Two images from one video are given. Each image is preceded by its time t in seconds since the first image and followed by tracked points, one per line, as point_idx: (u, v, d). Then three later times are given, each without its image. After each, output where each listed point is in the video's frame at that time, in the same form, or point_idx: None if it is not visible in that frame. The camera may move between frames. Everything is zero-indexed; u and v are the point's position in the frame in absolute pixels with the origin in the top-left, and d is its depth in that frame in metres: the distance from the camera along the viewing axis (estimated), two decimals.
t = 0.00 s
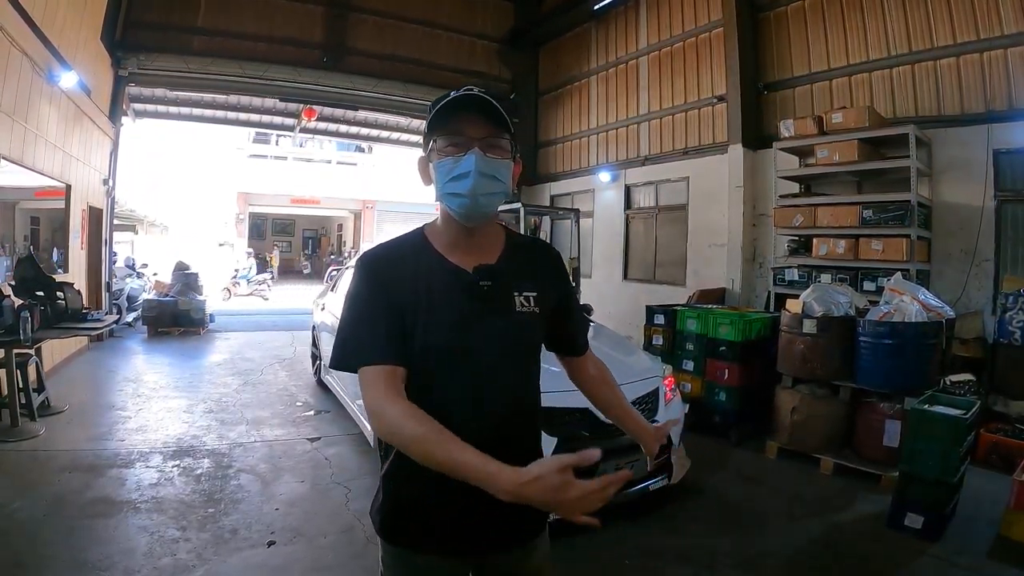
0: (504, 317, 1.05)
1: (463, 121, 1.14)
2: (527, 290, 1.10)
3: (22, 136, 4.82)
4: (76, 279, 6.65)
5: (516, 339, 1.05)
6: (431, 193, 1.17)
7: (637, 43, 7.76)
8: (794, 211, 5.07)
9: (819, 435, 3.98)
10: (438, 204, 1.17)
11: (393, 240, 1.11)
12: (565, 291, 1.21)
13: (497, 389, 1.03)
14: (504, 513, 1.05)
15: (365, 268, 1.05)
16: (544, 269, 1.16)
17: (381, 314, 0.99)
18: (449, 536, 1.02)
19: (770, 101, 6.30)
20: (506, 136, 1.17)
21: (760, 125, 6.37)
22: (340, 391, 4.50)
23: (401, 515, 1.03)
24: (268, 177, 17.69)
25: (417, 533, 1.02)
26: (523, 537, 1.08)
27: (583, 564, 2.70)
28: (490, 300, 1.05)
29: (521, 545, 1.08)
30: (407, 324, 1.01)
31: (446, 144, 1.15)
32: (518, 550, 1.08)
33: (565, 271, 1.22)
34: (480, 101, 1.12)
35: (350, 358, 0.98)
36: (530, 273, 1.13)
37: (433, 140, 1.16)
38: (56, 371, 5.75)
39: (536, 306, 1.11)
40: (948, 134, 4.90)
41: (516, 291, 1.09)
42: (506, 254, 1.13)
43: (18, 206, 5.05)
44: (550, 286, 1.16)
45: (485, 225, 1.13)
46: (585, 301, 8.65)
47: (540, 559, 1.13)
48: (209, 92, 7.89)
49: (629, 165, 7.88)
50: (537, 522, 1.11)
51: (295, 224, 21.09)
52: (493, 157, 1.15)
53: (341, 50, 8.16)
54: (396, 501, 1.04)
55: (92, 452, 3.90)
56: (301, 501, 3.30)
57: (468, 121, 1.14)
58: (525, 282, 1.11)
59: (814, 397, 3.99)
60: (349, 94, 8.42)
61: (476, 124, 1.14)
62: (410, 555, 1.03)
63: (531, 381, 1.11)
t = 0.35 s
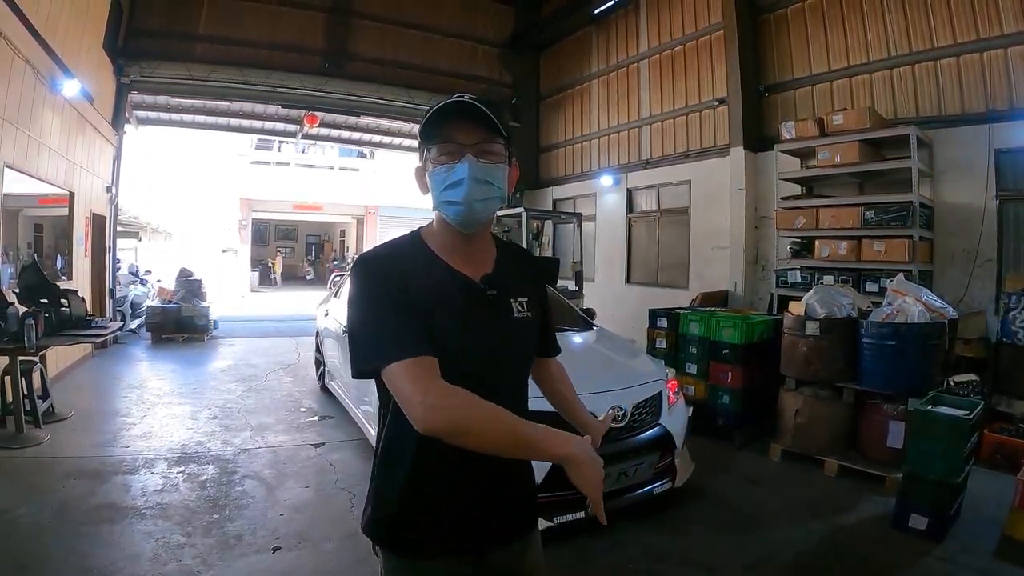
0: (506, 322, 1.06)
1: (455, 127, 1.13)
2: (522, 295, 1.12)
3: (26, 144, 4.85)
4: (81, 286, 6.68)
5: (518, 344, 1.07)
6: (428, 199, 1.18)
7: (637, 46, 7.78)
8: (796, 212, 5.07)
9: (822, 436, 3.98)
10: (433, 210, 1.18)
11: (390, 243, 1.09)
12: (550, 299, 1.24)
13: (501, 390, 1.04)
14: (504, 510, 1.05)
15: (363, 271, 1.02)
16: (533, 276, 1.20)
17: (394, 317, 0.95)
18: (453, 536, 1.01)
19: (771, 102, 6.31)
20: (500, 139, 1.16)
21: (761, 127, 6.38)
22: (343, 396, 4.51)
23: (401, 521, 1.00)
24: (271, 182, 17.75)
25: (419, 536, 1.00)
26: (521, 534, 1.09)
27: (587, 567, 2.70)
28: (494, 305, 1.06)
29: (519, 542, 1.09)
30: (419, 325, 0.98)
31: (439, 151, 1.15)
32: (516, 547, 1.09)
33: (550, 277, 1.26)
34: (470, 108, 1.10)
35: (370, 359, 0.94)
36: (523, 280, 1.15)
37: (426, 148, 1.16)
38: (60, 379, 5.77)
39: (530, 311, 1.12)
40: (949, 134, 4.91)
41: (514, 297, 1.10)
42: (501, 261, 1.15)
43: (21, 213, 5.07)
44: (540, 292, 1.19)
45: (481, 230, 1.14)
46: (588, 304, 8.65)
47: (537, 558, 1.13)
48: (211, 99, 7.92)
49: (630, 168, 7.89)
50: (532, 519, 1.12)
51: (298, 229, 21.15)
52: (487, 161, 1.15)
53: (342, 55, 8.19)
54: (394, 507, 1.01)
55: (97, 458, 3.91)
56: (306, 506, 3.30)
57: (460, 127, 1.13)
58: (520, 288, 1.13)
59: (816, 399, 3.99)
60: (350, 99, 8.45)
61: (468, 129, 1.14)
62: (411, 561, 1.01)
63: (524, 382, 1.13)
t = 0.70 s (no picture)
0: (511, 324, 1.08)
1: (488, 134, 1.14)
2: (530, 299, 1.13)
3: (31, 140, 4.86)
4: (85, 281, 6.70)
5: (524, 346, 1.08)
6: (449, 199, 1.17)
7: (643, 48, 7.78)
8: (800, 216, 5.08)
9: (823, 439, 3.99)
10: (453, 210, 1.18)
11: (399, 242, 1.08)
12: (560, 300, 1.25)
13: (503, 392, 1.05)
14: (507, 508, 1.06)
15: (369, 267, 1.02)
16: (543, 280, 1.21)
17: (391, 319, 0.97)
18: (454, 535, 1.02)
19: (776, 105, 6.30)
20: (528, 153, 1.18)
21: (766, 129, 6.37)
22: (345, 394, 4.52)
23: (404, 518, 1.01)
24: (275, 180, 17.79)
25: (421, 533, 1.01)
26: (523, 532, 1.09)
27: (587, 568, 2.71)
28: (499, 307, 1.07)
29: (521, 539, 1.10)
30: (415, 328, 0.99)
31: (468, 154, 1.15)
32: (519, 544, 1.10)
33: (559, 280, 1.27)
34: (508, 119, 1.11)
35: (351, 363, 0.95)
36: (532, 283, 1.16)
37: (456, 148, 1.16)
38: (64, 373, 5.79)
39: (536, 314, 1.14)
40: (954, 139, 4.90)
41: (521, 300, 1.11)
42: (508, 265, 1.15)
43: (26, 208, 5.08)
44: (544, 296, 1.20)
45: (497, 238, 1.15)
46: (591, 305, 8.66)
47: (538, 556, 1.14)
48: (216, 96, 7.94)
49: (635, 169, 7.89)
50: (535, 517, 1.13)
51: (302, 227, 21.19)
52: (513, 173, 1.16)
53: (347, 53, 8.20)
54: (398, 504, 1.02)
55: (100, 453, 3.92)
56: (307, 503, 3.31)
57: (493, 136, 1.14)
58: (525, 290, 1.14)
59: (818, 402, 4.01)
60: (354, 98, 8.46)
61: (501, 139, 1.15)
62: (413, 557, 1.02)
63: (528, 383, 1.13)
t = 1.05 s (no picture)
0: (520, 321, 1.08)
1: (507, 138, 1.15)
2: (546, 296, 1.11)
3: (37, 137, 4.87)
4: (88, 278, 6.72)
5: (532, 345, 1.07)
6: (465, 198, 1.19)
7: (647, 49, 7.78)
8: (804, 218, 5.07)
9: (824, 442, 3.99)
10: (469, 209, 1.20)
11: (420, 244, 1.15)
12: (591, 297, 1.20)
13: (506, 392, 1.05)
14: (513, 509, 1.08)
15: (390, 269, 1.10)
16: (566, 276, 1.17)
17: (394, 319, 1.03)
18: (457, 529, 1.06)
19: (780, 107, 6.30)
20: (546, 158, 1.19)
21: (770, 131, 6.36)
22: (348, 392, 4.52)
23: (415, 506, 1.08)
24: (279, 178, 17.81)
25: (428, 524, 1.07)
26: (532, 537, 1.10)
27: (588, 568, 2.71)
28: (506, 305, 1.08)
29: (530, 545, 1.10)
30: (421, 327, 1.05)
31: (486, 155, 1.16)
32: (527, 549, 1.10)
33: (588, 275, 1.22)
34: (527, 124, 1.12)
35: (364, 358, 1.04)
36: (549, 280, 1.13)
37: (475, 147, 1.16)
38: (67, 369, 5.81)
39: (554, 311, 1.11)
40: (959, 142, 4.89)
41: (535, 297, 1.10)
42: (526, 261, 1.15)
43: (31, 205, 5.10)
44: (569, 294, 1.15)
45: (512, 240, 1.17)
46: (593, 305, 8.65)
47: (551, 560, 1.14)
48: (220, 94, 7.96)
49: (639, 170, 7.89)
50: (549, 524, 1.13)
51: (305, 225, 21.20)
52: (530, 178, 1.18)
53: (351, 53, 8.22)
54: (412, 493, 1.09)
55: (103, 449, 3.94)
56: (308, 501, 3.32)
57: (514, 141, 1.15)
58: (542, 288, 1.12)
59: (822, 405, 3.99)
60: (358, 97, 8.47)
61: (521, 144, 1.15)
62: (422, 546, 1.08)
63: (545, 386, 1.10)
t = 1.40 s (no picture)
0: (518, 319, 1.08)
1: (503, 139, 1.15)
2: (547, 294, 1.11)
3: (32, 138, 4.85)
4: (86, 278, 6.71)
5: (529, 343, 1.07)
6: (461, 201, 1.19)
7: (644, 46, 7.78)
8: (801, 213, 5.07)
9: (824, 438, 4.00)
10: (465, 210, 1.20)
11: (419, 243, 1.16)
12: (595, 295, 1.19)
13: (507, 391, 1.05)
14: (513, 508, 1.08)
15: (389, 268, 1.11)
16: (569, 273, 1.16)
17: (391, 318, 1.05)
18: (457, 528, 1.07)
19: (776, 104, 6.31)
20: (541, 156, 1.19)
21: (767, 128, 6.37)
22: (346, 391, 4.52)
23: (412, 501, 1.10)
24: (276, 178, 17.80)
25: (425, 522, 1.08)
26: (533, 535, 1.10)
27: (587, 564, 2.72)
28: (505, 303, 1.08)
29: (531, 544, 1.10)
30: (421, 328, 1.06)
31: (482, 158, 1.17)
32: (527, 548, 1.09)
33: (590, 268, 1.20)
34: (520, 124, 1.12)
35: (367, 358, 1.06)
36: (549, 277, 1.13)
37: (470, 150, 1.17)
38: (65, 370, 5.80)
39: (554, 309, 1.11)
40: (954, 138, 4.90)
41: (535, 294, 1.10)
42: (526, 259, 1.14)
43: (28, 205, 5.09)
44: (571, 290, 1.15)
45: (511, 239, 1.16)
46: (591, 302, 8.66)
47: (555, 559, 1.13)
48: (216, 93, 7.94)
49: (636, 167, 7.89)
50: (552, 522, 1.12)
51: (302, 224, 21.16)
52: (526, 179, 1.18)
53: (348, 52, 8.21)
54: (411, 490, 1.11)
55: (101, 449, 3.93)
56: (308, 499, 3.32)
57: (509, 143, 1.16)
58: (542, 284, 1.12)
59: (821, 401, 4.00)
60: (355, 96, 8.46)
61: (516, 144, 1.17)
62: (420, 544, 1.09)
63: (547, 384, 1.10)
